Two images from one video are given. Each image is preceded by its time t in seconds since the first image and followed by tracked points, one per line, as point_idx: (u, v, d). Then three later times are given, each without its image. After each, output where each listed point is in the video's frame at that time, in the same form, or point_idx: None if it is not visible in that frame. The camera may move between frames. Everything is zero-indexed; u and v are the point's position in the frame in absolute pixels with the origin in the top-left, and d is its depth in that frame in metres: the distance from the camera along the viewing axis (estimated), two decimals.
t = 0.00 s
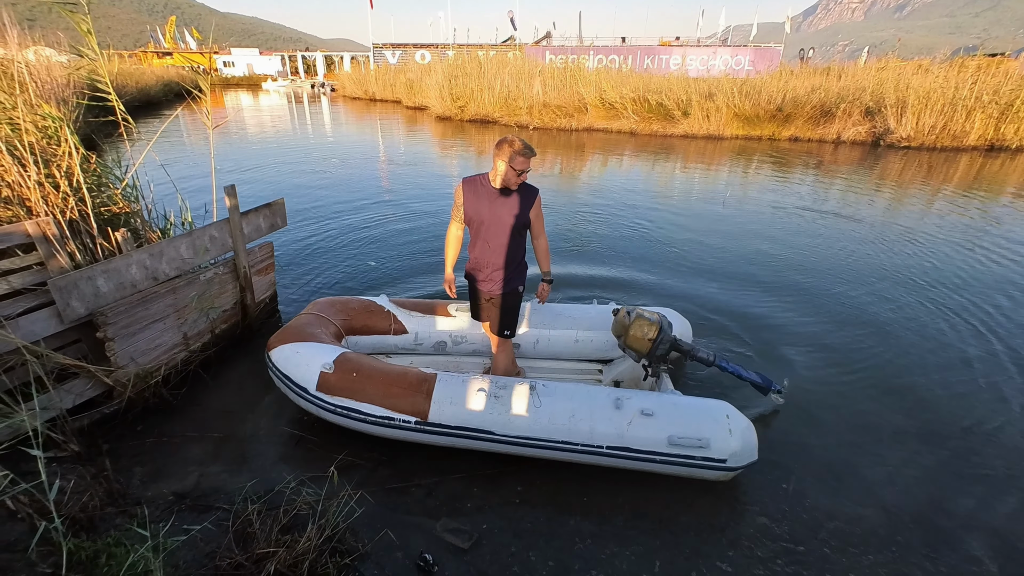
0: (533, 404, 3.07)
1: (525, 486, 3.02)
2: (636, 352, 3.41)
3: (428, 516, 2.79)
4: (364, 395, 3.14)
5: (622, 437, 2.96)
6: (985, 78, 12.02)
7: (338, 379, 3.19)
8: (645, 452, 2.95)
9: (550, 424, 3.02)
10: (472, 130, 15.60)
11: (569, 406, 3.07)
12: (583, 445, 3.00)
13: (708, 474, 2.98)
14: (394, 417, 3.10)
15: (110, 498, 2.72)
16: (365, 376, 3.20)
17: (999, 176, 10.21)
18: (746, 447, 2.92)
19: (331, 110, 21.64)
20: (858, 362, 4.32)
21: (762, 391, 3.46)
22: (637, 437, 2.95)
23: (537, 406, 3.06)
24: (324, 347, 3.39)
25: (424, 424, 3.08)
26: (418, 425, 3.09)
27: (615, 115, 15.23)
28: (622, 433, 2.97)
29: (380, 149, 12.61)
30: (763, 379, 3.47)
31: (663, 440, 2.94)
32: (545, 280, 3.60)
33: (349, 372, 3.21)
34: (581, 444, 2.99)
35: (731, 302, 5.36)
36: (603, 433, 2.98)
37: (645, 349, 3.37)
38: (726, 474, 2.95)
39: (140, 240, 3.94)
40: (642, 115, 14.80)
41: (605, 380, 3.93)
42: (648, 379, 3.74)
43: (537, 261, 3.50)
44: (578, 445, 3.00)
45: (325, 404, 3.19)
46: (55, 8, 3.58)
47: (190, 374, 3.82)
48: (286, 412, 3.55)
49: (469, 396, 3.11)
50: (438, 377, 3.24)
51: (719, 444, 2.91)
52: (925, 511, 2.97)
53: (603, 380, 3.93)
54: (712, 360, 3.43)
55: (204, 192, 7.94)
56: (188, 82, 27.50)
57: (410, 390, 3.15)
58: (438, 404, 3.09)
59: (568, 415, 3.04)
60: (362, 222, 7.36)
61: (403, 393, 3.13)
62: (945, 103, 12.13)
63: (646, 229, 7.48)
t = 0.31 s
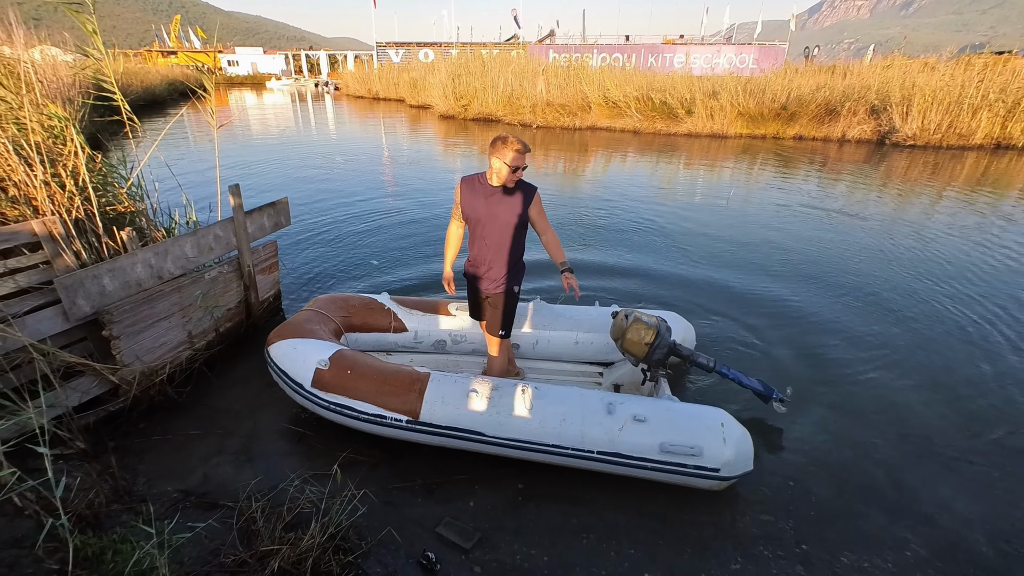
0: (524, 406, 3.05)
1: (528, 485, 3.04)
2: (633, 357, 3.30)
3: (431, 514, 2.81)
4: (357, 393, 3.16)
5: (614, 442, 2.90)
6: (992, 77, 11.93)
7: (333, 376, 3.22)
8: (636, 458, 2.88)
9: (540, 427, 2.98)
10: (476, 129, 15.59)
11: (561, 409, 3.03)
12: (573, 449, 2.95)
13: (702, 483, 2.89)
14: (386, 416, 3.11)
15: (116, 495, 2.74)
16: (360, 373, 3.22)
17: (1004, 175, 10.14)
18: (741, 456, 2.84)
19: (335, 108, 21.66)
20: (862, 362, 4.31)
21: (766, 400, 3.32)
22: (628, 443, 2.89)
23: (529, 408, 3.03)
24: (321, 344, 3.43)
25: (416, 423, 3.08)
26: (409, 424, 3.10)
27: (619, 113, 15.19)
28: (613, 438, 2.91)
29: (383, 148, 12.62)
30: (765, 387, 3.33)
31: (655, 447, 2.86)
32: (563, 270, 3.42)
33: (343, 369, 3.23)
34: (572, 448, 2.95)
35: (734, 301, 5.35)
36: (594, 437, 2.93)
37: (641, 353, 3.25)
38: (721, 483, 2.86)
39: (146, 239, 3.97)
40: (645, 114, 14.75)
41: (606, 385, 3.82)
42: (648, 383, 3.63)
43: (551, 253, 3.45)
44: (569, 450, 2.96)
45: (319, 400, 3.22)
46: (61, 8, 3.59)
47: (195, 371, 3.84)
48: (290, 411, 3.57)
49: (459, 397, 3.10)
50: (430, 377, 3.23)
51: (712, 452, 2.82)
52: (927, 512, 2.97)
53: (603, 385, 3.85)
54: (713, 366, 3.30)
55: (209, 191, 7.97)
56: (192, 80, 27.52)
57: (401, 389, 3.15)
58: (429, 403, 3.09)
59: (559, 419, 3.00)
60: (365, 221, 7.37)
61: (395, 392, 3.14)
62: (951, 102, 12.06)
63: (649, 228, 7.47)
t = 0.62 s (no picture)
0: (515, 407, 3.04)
1: (530, 484, 3.04)
2: (629, 360, 3.29)
3: (433, 513, 2.81)
4: (349, 391, 3.19)
5: (603, 446, 2.88)
6: (997, 75, 11.85)
7: (326, 373, 3.25)
8: (626, 462, 2.86)
9: (530, 429, 2.97)
10: (479, 128, 15.58)
11: (552, 411, 3.02)
12: (563, 453, 2.94)
13: (693, 490, 2.85)
14: (376, 415, 3.13)
15: (120, 493, 2.75)
16: (353, 371, 3.24)
17: (1010, 174, 10.08)
18: (734, 463, 2.79)
19: (338, 108, 21.71)
20: (865, 361, 4.29)
21: (766, 407, 3.30)
22: (618, 447, 2.86)
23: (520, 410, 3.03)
24: (316, 342, 3.46)
25: (405, 422, 3.10)
26: (399, 423, 3.12)
27: (622, 112, 15.16)
28: (604, 442, 2.89)
29: (386, 147, 12.63)
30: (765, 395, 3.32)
31: (646, 452, 2.84)
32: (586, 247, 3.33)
33: (336, 367, 3.26)
34: (561, 451, 2.93)
35: (737, 301, 5.34)
36: (584, 441, 2.91)
37: (636, 356, 3.23)
38: (713, 490, 2.82)
39: (150, 238, 3.99)
40: (648, 113, 14.72)
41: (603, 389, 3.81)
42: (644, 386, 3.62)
43: (570, 233, 3.33)
44: (558, 453, 2.94)
45: (312, 398, 3.25)
46: (66, 9, 3.61)
47: (198, 370, 3.86)
48: (292, 410, 3.58)
49: (449, 397, 3.11)
50: (422, 376, 3.24)
51: (704, 459, 2.78)
52: (931, 511, 2.95)
53: (600, 389, 3.82)
54: (711, 371, 3.28)
55: (212, 190, 7.99)
56: (196, 80, 27.55)
57: (392, 388, 3.17)
58: (420, 402, 3.11)
59: (549, 421, 2.99)
60: (367, 220, 7.38)
61: (386, 391, 3.16)
62: (956, 100, 11.98)
63: (651, 227, 7.45)
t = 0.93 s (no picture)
0: (501, 400, 3.05)
1: (534, 485, 3.04)
2: (621, 360, 3.30)
3: (437, 513, 2.81)
4: (338, 380, 3.24)
5: (589, 441, 2.87)
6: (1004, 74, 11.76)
7: (316, 363, 3.30)
8: (614, 459, 2.83)
9: (517, 423, 2.97)
10: (482, 127, 15.57)
11: (540, 406, 3.01)
12: (548, 448, 2.92)
13: (684, 492, 2.79)
14: (363, 405, 3.17)
15: (125, 491, 2.76)
16: (343, 362, 3.29)
17: (1017, 174, 10.01)
18: (726, 465, 2.73)
19: (342, 108, 21.75)
20: (870, 362, 4.27)
21: (761, 415, 3.23)
22: (606, 443, 2.85)
23: (507, 403, 3.03)
24: (309, 334, 3.52)
25: (392, 412, 3.13)
26: (385, 413, 3.14)
27: (625, 112, 15.14)
28: (591, 438, 2.87)
29: (389, 147, 12.64)
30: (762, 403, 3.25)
31: (633, 448, 2.81)
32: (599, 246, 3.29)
33: (327, 357, 3.31)
34: (548, 446, 2.91)
35: (740, 301, 5.32)
36: (571, 436, 2.90)
37: (629, 356, 3.25)
38: (705, 492, 2.76)
39: (155, 238, 4.01)
40: (652, 112, 14.69)
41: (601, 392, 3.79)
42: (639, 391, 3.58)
43: (581, 233, 3.29)
44: (544, 448, 2.92)
45: (301, 386, 3.30)
46: (72, 9, 3.63)
47: (203, 369, 3.87)
48: (297, 409, 3.60)
49: (437, 390, 3.13)
50: (412, 368, 3.28)
51: (694, 459, 2.74)
52: (936, 514, 2.94)
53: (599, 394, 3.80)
54: (707, 377, 3.22)
55: (216, 190, 8.01)
56: (201, 79, 27.59)
57: (380, 378, 3.22)
58: (407, 393, 3.14)
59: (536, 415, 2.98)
60: (370, 220, 7.38)
61: (373, 381, 3.21)
62: (962, 99, 11.90)
63: (654, 226, 7.44)
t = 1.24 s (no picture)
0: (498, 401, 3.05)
1: (536, 485, 3.04)
2: (607, 363, 3.27)
3: (439, 513, 2.82)
4: (324, 377, 3.28)
5: (568, 445, 2.86)
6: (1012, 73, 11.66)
7: (304, 359, 3.34)
8: (591, 463, 2.82)
9: (497, 424, 2.98)
10: (486, 127, 15.58)
11: (522, 408, 3.00)
12: (528, 450, 2.92)
13: (662, 498, 2.78)
14: (348, 402, 3.22)
15: (131, 490, 2.78)
16: (330, 359, 3.33)
17: None
18: (703, 473, 2.71)
19: (346, 108, 21.80)
20: (875, 362, 4.24)
21: (750, 421, 3.21)
22: (584, 447, 2.83)
23: (495, 403, 3.03)
24: (300, 330, 3.57)
25: (375, 410, 3.16)
26: (369, 411, 3.18)
27: (629, 112, 15.11)
28: (569, 441, 2.86)
29: (393, 147, 12.66)
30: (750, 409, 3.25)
31: (611, 453, 2.80)
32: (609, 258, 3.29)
33: (315, 354, 3.34)
34: (528, 448, 2.91)
35: (744, 300, 5.30)
36: (550, 439, 2.89)
37: (614, 359, 3.21)
38: (681, 499, 2.75)
39: (160, 237, 4.03)
40: (656, 112, 14.66)
41: (591, 395, 3.73)
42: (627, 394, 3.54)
43: (595, 242, 3.30)
44: (524, 450, 2.93)
45: (289, 381, 3.36)
46: (79, 10, 3.64)
47: (207, 368, 3.89)
48: (300, 408, 3.61)
49: (420, 388, 3.16)
50: (396, 366, 3.32)
51: (672, 465, 2.72)
52: (941, 513, 2.92)
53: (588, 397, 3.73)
54: (695, 382, 3.22)
55: (221, 189, 8.05)
56: (206, 78, 27.67)
57: (366, 376, 3.24)
58: (390, 391, 3.17)
59: (517, 417, 2.98)
60: (373, 220, 7.40)
61: (358, 378, 3.24)
62: (969, 99, 11.81)
63: (657, 226, 7.43)
